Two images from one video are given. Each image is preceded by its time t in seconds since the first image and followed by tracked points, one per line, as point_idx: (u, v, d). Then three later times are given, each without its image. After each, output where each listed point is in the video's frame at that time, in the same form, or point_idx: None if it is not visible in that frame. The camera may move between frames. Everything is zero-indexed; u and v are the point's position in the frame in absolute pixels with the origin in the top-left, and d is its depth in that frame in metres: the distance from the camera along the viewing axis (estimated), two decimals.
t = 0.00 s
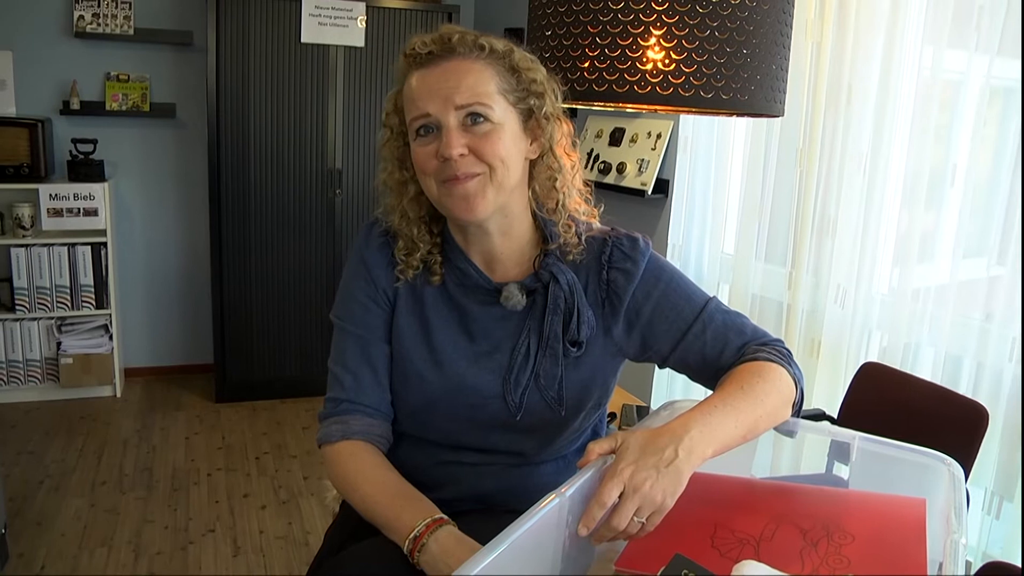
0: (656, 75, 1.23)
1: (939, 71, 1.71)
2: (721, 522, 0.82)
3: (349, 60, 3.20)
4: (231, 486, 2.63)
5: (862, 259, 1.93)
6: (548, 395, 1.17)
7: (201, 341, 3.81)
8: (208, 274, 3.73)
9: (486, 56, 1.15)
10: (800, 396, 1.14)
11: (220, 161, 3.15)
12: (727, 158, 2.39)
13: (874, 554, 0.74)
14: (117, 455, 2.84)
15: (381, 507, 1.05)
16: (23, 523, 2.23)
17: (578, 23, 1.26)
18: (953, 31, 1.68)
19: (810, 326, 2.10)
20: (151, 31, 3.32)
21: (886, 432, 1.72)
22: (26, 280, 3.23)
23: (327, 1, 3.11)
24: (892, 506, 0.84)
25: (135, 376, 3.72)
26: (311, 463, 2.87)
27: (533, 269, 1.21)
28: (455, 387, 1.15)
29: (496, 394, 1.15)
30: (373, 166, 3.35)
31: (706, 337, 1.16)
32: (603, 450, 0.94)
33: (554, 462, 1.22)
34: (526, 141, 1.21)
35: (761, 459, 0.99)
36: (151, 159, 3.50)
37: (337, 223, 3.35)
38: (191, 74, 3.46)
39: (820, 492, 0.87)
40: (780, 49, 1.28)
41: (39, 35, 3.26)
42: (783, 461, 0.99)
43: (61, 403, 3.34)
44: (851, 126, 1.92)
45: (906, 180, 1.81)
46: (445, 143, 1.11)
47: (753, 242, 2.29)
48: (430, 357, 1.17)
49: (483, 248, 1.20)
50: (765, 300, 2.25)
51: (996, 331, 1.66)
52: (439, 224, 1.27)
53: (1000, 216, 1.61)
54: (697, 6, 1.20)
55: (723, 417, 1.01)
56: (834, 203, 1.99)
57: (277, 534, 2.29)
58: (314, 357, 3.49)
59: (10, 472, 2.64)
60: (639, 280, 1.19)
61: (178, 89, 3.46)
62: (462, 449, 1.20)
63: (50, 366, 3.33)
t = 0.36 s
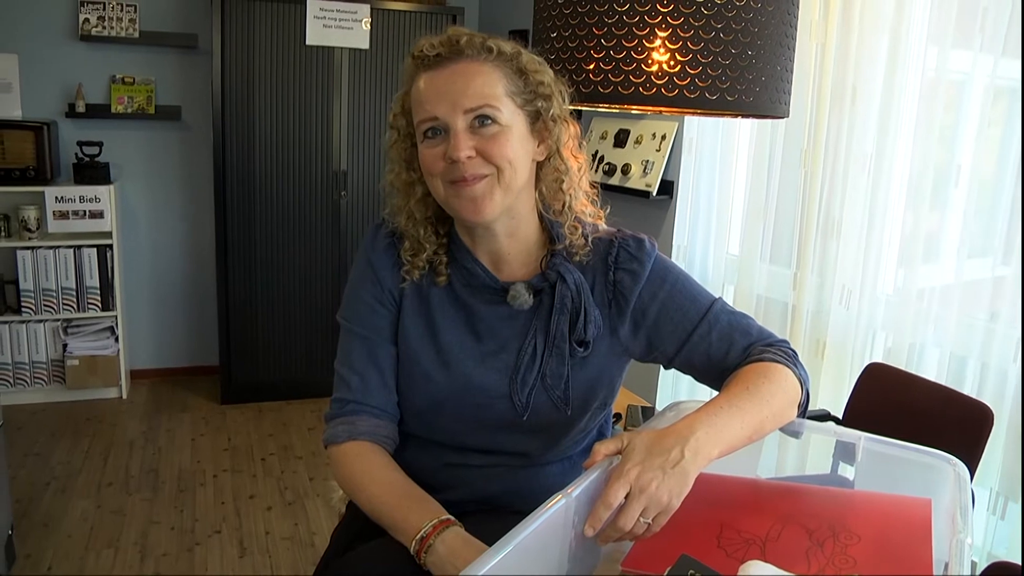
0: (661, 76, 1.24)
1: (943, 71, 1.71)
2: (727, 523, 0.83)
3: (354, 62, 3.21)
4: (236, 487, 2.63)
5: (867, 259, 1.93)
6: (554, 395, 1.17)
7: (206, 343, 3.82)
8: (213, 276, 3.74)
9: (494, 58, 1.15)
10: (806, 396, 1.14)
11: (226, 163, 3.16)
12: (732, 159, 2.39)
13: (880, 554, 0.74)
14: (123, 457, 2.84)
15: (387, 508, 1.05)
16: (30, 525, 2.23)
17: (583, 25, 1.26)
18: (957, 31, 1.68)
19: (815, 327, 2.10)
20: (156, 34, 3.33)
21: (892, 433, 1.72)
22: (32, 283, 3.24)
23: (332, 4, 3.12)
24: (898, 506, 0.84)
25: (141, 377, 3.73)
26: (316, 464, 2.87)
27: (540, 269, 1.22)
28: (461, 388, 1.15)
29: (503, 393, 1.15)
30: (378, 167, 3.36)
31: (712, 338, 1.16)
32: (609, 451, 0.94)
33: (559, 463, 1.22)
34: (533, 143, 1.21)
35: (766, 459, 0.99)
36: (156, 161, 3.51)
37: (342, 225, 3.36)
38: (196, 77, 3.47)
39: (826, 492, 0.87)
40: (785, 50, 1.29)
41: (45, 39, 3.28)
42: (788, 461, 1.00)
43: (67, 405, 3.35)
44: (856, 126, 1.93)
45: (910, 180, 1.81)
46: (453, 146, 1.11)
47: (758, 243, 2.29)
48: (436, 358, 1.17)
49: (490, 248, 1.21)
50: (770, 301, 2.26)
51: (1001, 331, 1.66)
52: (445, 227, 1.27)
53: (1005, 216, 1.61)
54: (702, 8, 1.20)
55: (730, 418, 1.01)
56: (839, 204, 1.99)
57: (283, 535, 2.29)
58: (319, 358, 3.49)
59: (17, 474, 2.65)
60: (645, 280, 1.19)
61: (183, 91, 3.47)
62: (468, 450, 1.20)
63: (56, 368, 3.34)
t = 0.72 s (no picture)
0: (663, 78, 1.24)
1: (946, 71, 1.70)
2: (732, 523, 0.83)
3: (358, 64, 3.22)
4: (241, 489, 2.64)
5: (870, 258, 1.93)
6: (559, 394, 1.17)
7: (210, 345, 3.82)
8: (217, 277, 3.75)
9: (504, 60, 1.16)
10: (810, 398, 1.14)
11: (229, 165, 3.17)
12: (735, 159, 2.39)
13: (883, 554, 0.75)
14: (128, 459, 2.85)
15: (392, 509, 1.05)
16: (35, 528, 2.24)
17: (585, 28, 1.27)
18: (960, 31, 1.67)
19: (820, 327, 2.10)
20: (159, 37, 3.34)
21: (896, 433, 1.72)
22: (37, 286, 3.25)
23: (335, 6, 3.13)
24: (902, 506, 0.84)
25: (146, 380, 3.74)
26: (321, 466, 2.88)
27: (544, 269, 1.22)
28: (465, 387, 1.16)
29: (507, 393, 1.16)
30: (382, 169, 3.37)
31: (716, 339, 1.16)
32: (613, 452, 0.94)
33: (564, 464, 1.22)
34: (537, 148, 1.21)
35: (770, 459, 1.00)
36: (161, 164, 3.52)
37: (346, 227, 3.36)
38: (200, 79, 3.48)
39: (830, 492, 0.87)
40: (787, 51, 1.29)
41: (49, 42, 3.29)
42: (792, 461, 1.00)
43: (72, 408, 3.36)
44: (859, 126, 1.93)
45: (913, 180, 1.81)
46: (447, 143, 1.12)
47: (761, 244, 2.29)
48: (440, 357, 1.17)
49: (492, 246, 1.21)
50: (774, 301, 2.25)
51: (1005, 331, 1.66)
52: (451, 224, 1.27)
53: (1008, 217, 1.61)
54: (704, 9, 1.21)
55: (734, 420, 1.01)
56: (842, 204, 1.99)
57: (288, 537, 2.29)
58: (323, 360, 3.49)
59: (23, 476, 2.66)
60: (650, 281, 1.19)
61: (186, 94, 3.48)
62: (472, 451, 1.20)
63: (61, 371, 3.35)
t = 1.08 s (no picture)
0: (670, 79, 1.24)
1: (950, 72, 1.71)
2: (738, 524, 0.83)
3: (362, 65, 3.23)
4: (245, 489, 2.64)
5: (874, 260, 1.93)
6: (565, 395, 1.17)
7: (214, 345, 3.83)
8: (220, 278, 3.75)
9: (517, 58, 1.17)
10: (816, 398, 1.14)
11: (234, 166, 3.17)
12: (739, 160, 2.40)
13: (890, 555, 0.75)
14: (132, 459, 2.85)
15: (400, 510, 1.06)
16: (41, 527, 2.25)
17: (592, 28, 1.27)
18: (964, 33, 1.68)
19: (823, 327, 2.10)
20: (164, 38, 3.35)
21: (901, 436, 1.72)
22: (42, 286, 3.26)
23: (339, 7, 3.14)
24: (909, 508, 0.84)
25: (150, 380, 3.75)
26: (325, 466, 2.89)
27: (551, 269, 1.22)
28: (473, 387, 1.16)
29: (514, 393, 1.16)
30: (386, 170, 3.37)
31: (721, 340, 1.16)
32: (620, 453, 0.95)
33: (570, 464, 1.22)
34: (549, 145, 1.22)
35: (775, 460, 1.00)
36: (165, 165, 3.53)
37: (350, 228, 3.37)
38: (204, 80, 3.49)
39: (837, 493, 0.87)
40: (793, 52, 1.29)
41: (54, 44, 3.30)
42: (796, 462, 0.99)
43: (77, 408, 3.37)
44: (864, 128, 1.93)
45: (918, 182, 1.81)
46: (469, 139, 1.12)
47: (765, 245, 2.29)
48: (448, 357, 1.18)
49: (501, 245, 1.21)
50: (778, 302, 2.26)
51: (1009, 331, 1.66)
52: (456, 228, 1.28)
53: (1012, 218, 1.61)
54: (711, 10, 1.21)
55: (740, 420, 1.02)
56: (846, 206, 1.99)
57: (293, 537, 2.30)
58: (327, 360, 3.50)
59: (28, 476, 2.67)
60: (656, 281, 1.20)
61: (190, 95, 3.49)
62: (478, 451, 1.20)
63: (66, 371, 3.36)
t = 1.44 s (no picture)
0: (676, 83, 1.23)
1: (957, 78, 1.70)
2: (741, 532, 0.81)
3: (367, 67, 3.23)
4: (247, 491, 2.64)
5: (879, 268, 1.92)
6: (568, 400, 1.17)
7: (217, 346, 3.83)
8: (224, 279, 3.76)
9: (521, 59, 1.16)
10: (821, 405, 1.14)
11: (239, 167, 3.17)
12: (744, 165, 2.39)
13: (896, 565, 0.74)
14: (134, 460, 2.85)
15: (402, 514, 1.05)
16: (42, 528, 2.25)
17: (598, 32, 1.26)
18: (971, 39, 1.67)
19: (828, 334, 2.09)
20: (169, 39, 3.36)
21: (907, 444, 1.71)
22: (46, 286, 3.26)
23: (345, 9, 3.14)
24: (914, 517, 0.83)
25: (153, 381, 3.75)
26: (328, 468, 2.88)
27: (555, 273, 1.22)
28: (476, 391, 1.16)
29: (517, 397, 1.15)
30: (391, 172, 3.37)
31: (726, 346, 1.16)
32: (624, 459, 0.94)
33: (574, 470, 1.21)
34: (553, 146, 1.22)
35: (780, 467, 0.99)
36: (170, 166, 3.53)
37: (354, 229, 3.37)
38: (209, 81, 3.49)
39: (840, 501, 0.86)
40: (800, 56, 1.29)
41: (59, 44, 3.30)
42: (801, 468, 0.99)
43: (79, 408, 3.37)
44: (870, 134, 1.92)
45: (923, 187, 1.80)
46: (474, 141, 1.11)
47: (770, 251, 2.29)
48: (451, 361, 1.17)
49: (506, 248, 1.21)
50: (783, 308, 2.25)
51: (1013, 339, 1.65)
52: (461, 231, 1.28)
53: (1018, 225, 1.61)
54: (717, 14, 1.21)
55: (745, 427, 1.01)
56: (851, 212, 1.99)
57: (294, 539, 2.29)
58: (330, 362, 3.50)
59: (30, 476, 2.67)
60: (661, 286, 1.19)
61: (195, 96, 3.49)
62: (482, 455, 1.20)
63: (69, 371, 3.36)
